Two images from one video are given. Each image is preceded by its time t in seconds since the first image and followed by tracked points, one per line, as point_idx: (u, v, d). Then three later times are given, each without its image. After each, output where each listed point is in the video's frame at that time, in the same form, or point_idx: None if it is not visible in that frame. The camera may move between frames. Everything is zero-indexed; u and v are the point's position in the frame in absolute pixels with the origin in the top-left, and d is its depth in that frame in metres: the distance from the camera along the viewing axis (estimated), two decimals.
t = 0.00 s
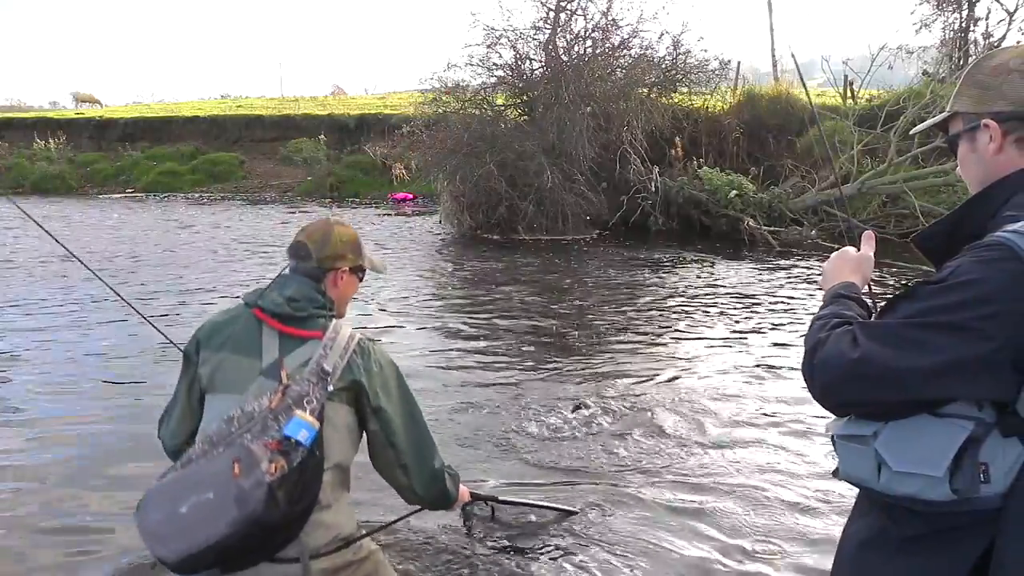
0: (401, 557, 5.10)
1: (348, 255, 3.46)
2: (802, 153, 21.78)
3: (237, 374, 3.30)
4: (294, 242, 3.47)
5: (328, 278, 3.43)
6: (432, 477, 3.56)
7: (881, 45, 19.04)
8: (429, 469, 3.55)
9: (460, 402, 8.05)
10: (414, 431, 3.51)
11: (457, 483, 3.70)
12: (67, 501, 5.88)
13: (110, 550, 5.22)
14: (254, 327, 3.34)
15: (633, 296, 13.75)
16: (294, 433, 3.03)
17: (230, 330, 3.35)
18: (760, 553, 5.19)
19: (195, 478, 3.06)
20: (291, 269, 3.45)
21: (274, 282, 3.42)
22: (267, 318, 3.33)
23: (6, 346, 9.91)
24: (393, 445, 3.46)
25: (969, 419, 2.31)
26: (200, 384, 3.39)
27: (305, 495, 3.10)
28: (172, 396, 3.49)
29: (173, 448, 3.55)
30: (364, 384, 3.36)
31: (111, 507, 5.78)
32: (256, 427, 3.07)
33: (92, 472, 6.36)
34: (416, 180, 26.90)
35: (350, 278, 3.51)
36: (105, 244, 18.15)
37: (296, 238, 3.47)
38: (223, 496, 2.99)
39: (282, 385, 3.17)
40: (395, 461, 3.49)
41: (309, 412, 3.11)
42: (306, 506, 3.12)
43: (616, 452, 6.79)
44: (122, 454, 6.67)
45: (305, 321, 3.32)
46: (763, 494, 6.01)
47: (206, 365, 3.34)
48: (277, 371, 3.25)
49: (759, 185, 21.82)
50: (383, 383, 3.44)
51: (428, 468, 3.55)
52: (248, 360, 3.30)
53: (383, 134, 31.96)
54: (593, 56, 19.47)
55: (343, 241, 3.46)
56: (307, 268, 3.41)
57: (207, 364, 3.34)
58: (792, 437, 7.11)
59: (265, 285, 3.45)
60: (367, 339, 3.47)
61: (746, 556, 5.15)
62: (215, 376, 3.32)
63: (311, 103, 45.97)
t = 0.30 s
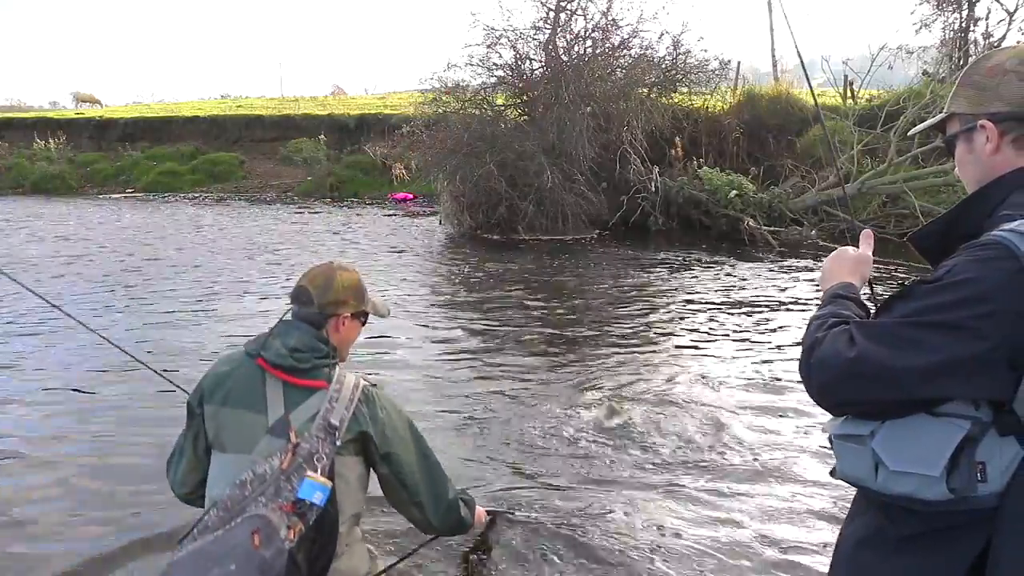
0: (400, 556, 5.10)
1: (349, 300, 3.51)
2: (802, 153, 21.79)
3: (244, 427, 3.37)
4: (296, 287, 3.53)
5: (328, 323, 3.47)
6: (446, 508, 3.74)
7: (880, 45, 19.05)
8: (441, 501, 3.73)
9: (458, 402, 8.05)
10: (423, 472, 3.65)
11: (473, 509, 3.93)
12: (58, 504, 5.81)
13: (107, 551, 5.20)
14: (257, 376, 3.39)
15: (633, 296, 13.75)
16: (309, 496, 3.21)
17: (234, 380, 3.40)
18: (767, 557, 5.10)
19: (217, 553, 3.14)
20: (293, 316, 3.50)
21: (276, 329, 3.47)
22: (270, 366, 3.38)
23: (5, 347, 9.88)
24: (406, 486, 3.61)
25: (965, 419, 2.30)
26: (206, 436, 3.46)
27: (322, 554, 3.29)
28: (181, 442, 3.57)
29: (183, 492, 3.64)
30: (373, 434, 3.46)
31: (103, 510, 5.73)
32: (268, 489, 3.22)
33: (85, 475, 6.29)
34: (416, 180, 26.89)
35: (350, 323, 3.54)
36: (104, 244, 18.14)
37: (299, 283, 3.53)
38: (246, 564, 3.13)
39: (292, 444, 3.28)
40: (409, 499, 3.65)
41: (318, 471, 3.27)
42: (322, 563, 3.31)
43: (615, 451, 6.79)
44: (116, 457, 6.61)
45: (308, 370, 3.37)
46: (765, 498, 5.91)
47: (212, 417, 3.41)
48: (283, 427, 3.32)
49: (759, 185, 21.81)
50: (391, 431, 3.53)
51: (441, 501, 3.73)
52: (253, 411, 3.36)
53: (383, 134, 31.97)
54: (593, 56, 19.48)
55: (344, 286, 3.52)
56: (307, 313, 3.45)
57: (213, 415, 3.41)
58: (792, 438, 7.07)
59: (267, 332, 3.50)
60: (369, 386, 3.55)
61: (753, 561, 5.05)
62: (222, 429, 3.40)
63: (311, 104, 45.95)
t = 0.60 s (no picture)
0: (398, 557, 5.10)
1: (355, 322, 3.51)
2: (802, 153, 21.79)
3: (254, 458, 3.39)
4: (302, 309, 3.53)
5: (335, 347, 3.48)
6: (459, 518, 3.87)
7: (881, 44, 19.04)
8: (455, 513, 3.87)
9: (457, 402, 8.04)
10: (433, 491, 3.75)
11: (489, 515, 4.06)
12: (55, 506, 5.75)
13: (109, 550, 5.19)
14: (266, 402, 3.40)
15: (633, 296, 13.75)
16: (324, 530, 3.34)
17: (242, 407, 3.41)
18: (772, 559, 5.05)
19: None
20: (299, 340, 3.50)
21: (282, 355, 3.47)
22: (279, 393, 3.38)
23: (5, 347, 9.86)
24: (417, 504, 3.73)
25: (967, 421, 2.30)
26: (214, 463, 3.49)
27: None
28: (186, 468, 3.58)
29: (185, 516, 3.65)
30: (382, 461, 3.54)
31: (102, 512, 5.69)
32: (283, 524, 3.32)
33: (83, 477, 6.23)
34: (416, 181, 26.88)
35: (356, 345, 3.54)
36: (104, 244, 18.14)
37: (305, 306, 3.54)
38: None
39: (304, 475, 3.35)
40: (422, 514, 3.78)
41: (330, 502, 3.36)
42: None
43: (614, 452, 6.78)
44: (114, 459, 6.55)
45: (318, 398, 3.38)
46: (768, 500, 5.87)
47: (221, 448, 3.43)
48: (293, 458, 3.36)
49: (759, 185, 21.80)
50: (400, 457, 3.60)
51: (453, 513, 3.86)
52: (262, 440, 3.38)
53: (383, 134, 31.98)
54: (593, 56, 19.46)
55: (350, 309, 3.52)
56: (314, 338, 3.46)
57: (222, 444, 3.42)
58: (794, 439, 7.04)
59: (273, 357, 3.50)
60: (378, 412, 3.60)
61: (758, 563, 5.00)
62: (233, 459, 3.42)
63: (311, 104, 45.93)
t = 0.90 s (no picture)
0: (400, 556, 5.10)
1: (360, 329, 3.50)
2: (802, 153, 21.78)
3: (261, 467, 3.40)
4: (308, 318, 3.53)
5: (341, 355, 3.46)
6: (474, 516, 3.87)
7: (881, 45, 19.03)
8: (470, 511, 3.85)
9: (457, 402, 8.04)
10: (446, 496, 3.75)
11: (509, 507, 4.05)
12: (53, 515, 5.71)
13: (109, 553, 5.20)
14: (272, 412, 3.40)
15: (633, 296, 13.74)
16: (332, 543, 3.36)
17: (249, 417, 3.41)
18: (777, 560, 5.04)
19: None
20: (305, 349, 3.50)
21: (289, 364, 3.46)
22: (286, 403, 3.38)
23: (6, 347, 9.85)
24: (429, 506, 3.72)
25: (971, 423, 2.30)
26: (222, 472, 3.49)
27: None
28: (189, 477, 3.57)
29: (188, 524, 3.65)
30: (387, 468, 3.54)
31: (101, 517, 5.66)
32: (290, 535, 3.34)
33: (81, 484, 6.18)
34: (416, 180, 26.87)
35: (363, 352, 3.52)
36: (105, 245, 18.14)
37: (310, 314, 3.53)
38: None
39: (312, 485, 3.34)
40: (435, 516, 3.77)
41: (337, 515, 3.37)
42: None
43: (614, 452, 6.78)
44: (113, 465, 6.49)
45: (325, 408, 3.37)
46: (770, 502, 5.85)
47: (228, 458, 3.43)
48: (299, 468, 3.36)
49: (759, 184, 21.79)
50: (405, 463, 3.59)
51: (467, 512, 3.85)
52: (270, 451, 3.38)
53: (383, 134, 31.96)
54: (593, 56, 19.44)
55: (355, 315, 3.51)
56: (320, 347, 3.45)
57: (229, 454, 3.42)
58: (796, 441, 7.04)
59: (280, 366, 3.50)
60: (384, 419, 3.59)
61: (762, 564, 4.99)
62: (240, 469, 3.43)
63: (311, 104, 45.90)
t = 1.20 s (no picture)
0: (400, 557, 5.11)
1: (365, 334, 3.48)
2: (802, 153, 21.78)
3: (264, 473, 3.40)
4: (312, 322, 3.52)
5: (345, 360, 3.45)
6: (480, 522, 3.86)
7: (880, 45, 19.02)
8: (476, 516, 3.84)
9: (457, 403, 8.05)
10: (451, 501, 3.74)
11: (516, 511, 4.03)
12: (52, 511, 5.71)
13: (107, 550, 5.19)
14: (275, 418, 3.40)
15: (632, 296, 13.74)
16: (342, 555, 3.41)
17: (253, 424, 3.41)
18: (777, 560, 5.04)
19: None
20: (310, 354, 3.49)
21: (292, 369, 3.46)
22: (288, 410, 3.37)
23: (6, 346, 9.85)
24: (435, 514, 3.71)
25: (974, 426, 2.30)
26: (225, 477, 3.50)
27: None
28: (191, 481, 3.58)
29: (191, 527, 3.67)
30: (390, 476, 3.54)
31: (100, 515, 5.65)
32: (297, 547, 3.37)
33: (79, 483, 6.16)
34: (416, 180, 26.86)
35: (367, 357, 3.51)
36: (104, 244, 18.12)
37: (315, 318, 3.52)
38: None
39: (319, 495, 3.36)
40: (442, 522, 3.77)
41: (344, 526, 3.39)
42: None
43: (613, 453, 6.78)
44: (112, 462, 6.49)
45: (328, 415, 3.37)
46: (770, 502, 5.86)
47: (231, 464, 3.44)
48: (303, 474, 3.37)
49: (759, 184, 21.78)
50: (408, 472, 3.58)
51: (474, 517, 3.84)
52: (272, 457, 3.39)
53: (383, 134, 31.96)
54: (593, 55, 19.43)
55: (360, 320, 3.50)
56: (323, 352, 3.44)
57: (232, 460, 3.43)
58: (795, 441, 7.05)
59: (284, 369, 3.49)
60: (389, 427, 3.58)
61: (761, 564, 5.00)
62: (243, 476, 3.43)
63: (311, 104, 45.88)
